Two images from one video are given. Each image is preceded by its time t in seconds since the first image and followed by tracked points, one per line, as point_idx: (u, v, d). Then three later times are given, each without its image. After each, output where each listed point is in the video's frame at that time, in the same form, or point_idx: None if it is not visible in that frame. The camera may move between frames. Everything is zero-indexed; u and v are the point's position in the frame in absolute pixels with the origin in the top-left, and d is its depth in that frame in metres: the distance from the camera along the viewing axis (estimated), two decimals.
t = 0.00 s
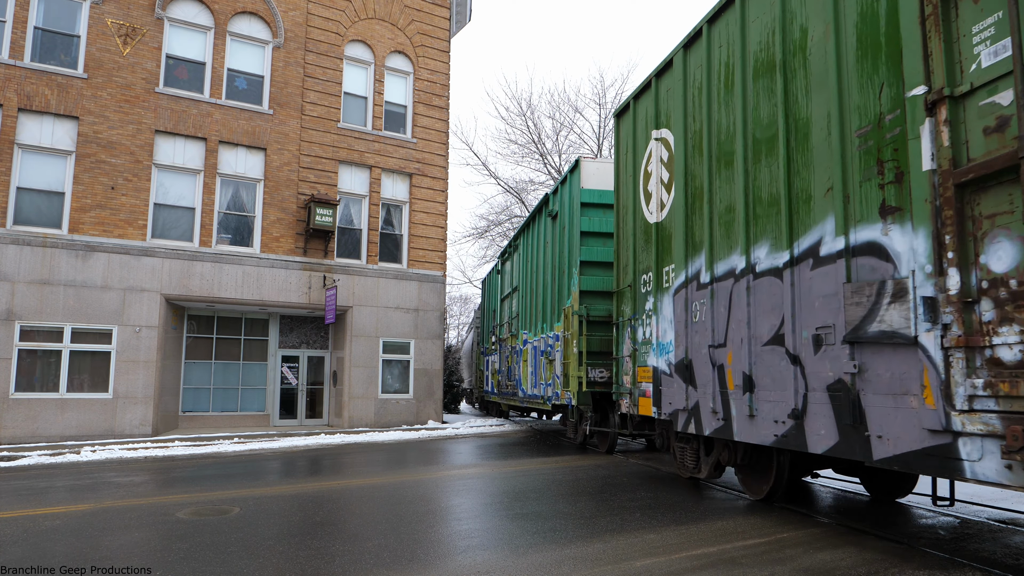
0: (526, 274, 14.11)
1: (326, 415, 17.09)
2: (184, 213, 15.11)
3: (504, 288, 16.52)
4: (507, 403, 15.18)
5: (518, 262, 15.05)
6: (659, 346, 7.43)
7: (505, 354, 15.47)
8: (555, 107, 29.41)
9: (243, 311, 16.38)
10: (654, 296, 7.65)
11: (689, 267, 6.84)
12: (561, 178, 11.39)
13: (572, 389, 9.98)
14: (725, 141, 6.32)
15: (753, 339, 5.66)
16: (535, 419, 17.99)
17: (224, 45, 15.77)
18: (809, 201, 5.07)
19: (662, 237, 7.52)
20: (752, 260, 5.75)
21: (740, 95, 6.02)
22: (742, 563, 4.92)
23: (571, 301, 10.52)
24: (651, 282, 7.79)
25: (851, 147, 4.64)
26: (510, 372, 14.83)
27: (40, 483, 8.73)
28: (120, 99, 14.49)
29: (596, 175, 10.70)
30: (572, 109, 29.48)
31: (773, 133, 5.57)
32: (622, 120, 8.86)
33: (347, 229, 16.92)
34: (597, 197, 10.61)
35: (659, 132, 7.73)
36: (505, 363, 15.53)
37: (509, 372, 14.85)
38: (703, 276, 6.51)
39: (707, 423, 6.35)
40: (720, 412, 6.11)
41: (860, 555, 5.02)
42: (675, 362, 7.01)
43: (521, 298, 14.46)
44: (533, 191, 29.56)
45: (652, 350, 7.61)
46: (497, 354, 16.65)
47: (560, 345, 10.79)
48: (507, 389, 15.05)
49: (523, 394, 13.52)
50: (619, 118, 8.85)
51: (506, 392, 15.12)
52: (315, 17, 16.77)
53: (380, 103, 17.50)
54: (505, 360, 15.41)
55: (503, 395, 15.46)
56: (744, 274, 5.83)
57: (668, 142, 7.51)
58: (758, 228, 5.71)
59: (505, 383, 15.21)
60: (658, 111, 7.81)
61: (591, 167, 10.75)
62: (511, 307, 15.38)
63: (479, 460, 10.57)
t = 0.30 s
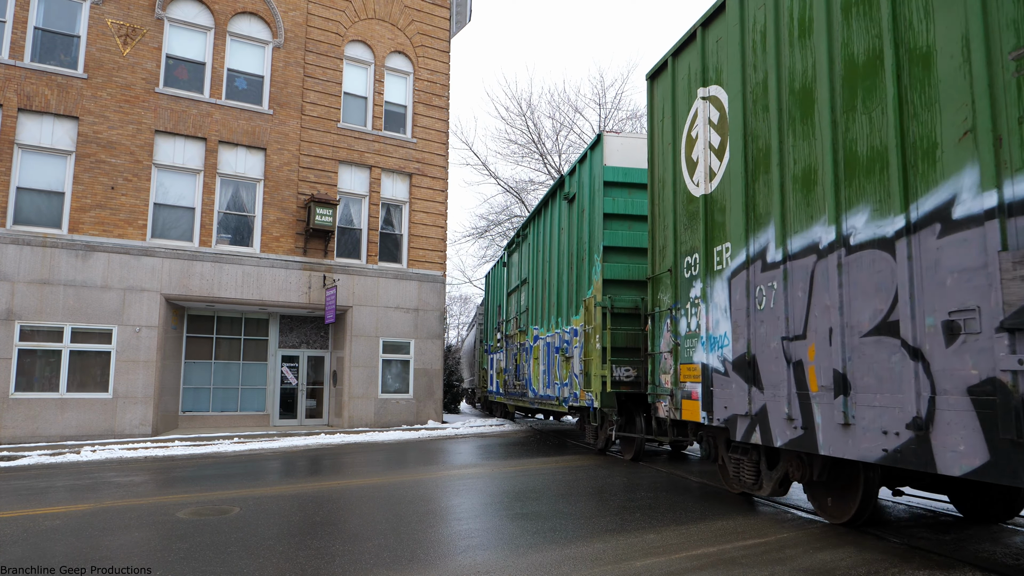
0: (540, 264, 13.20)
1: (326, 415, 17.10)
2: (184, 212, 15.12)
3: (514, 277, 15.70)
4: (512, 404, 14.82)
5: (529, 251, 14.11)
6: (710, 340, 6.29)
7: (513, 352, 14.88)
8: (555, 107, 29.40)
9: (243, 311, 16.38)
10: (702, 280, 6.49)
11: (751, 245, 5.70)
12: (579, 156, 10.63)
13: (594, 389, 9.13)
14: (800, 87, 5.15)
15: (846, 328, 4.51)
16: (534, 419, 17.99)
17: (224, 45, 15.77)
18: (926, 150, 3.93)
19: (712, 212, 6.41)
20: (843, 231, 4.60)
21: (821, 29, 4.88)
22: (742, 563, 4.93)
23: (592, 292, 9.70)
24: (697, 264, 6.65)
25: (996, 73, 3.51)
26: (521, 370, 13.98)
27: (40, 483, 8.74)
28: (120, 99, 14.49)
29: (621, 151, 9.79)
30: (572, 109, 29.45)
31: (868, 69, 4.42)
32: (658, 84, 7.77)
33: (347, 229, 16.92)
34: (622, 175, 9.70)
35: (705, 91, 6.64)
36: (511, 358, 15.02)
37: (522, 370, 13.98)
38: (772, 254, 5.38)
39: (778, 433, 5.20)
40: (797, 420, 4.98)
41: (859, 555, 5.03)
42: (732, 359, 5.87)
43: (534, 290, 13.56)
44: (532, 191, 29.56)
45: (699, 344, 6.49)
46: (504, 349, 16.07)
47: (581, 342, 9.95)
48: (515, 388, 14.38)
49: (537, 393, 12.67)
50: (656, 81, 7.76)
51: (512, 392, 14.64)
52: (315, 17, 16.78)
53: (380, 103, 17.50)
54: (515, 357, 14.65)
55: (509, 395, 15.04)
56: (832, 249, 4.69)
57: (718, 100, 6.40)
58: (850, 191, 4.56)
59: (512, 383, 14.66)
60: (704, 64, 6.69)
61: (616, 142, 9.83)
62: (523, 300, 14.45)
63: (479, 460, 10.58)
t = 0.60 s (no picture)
0: (553, 252, 12.26)
1: (326, 415, 17.09)
2: (184, 212, 15.11)
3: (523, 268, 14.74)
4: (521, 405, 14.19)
5: (542, 240, 13.12)
6: (784, 330, 5.29)
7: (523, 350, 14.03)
8: (555, 107, 29.39)
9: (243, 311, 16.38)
10: (773, 259, 5.46)
11: (844, 212, 4.69)
12: (604, 129, 9.68)
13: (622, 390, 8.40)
14: (917, 7, 4.10)
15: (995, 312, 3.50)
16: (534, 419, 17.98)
17: (224, 45, 15.77)
18: None
19: (785, 177, 5.42)
20: (988, 186, 3.58)
21: None
22: (742, 563, 4.92)
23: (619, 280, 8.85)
24: (764, 240, 5.64)
25: None
26: (533, 369, 13.12)
27: (40, 483, 8.73)
28: (120, 99, 14.49)
29: (651, 121, 8.87)
30: (572, 109, 29.43)
31: None
32: (709, 35, 6.80)
33: (347, 229, 16.92)
34: (654, 149, 8.77)
35: (773, 34, 5.64)
36: (520, 354, 14.19)
37: (534, 368, 13.09)
38: (876, 222, 4.37)
39: (891, 445, 4.19)
40: (915, 429, 4.00)
41: (859, 555, 5.03)
42: (817, 354, 4.89)
43: (546, 281, 12.64)
44: (532, 191, 29.54)
45: (767, 336, 5.51)
46: (511, 346, 15.22)
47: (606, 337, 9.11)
48: (526, 389, 13.60)
49: (551, 392, 11.80)
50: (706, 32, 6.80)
51: (522, 392, 13.95)
52: (315, 17, 16.77)
53: (380, 103, 17.50)
54: (526, 354, 13.75)
55: (518, 395, 14.38)
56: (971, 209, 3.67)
57: (791, 43, 5.40)
58: (1001, 132, 3.52)
59: (522, 383, 13.91)
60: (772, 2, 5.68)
61: (645, 112, 8.91)
62: (535, 292, 13.44)
63: (479, 460, 10.57)
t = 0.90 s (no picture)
0: (570, 238, 11.27)
1: (326, 415, 17.09)
2: (184, 212, 15.12)
3: (535, 258, 13.70)
4: (532, 405, 13.20)
5: (557, 225, 12.12)
6: (898, 316, 4.20)
7: (535, 346, 12.98)
8: (555, 107, 29.39)
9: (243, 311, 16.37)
10: (881, 227, 4.39)
11: (994, 159, 3.64)
12: (634, 96, 8.67)
13: (660, 390, 7.46)
14: None
15: None
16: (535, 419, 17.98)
17: (224, 45, 15.76)
18: None
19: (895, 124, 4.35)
20: None
21: None
22: (742, 563, 4.92)
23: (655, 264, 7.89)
24: (864, 203, 4.59)
25: None
26: (547, 366, 12.12)
27: (40, 483, 8.73)
28: (120, 99, 14.49)
29: (691, 83, 7.84)
30: (572, 109, 29.41)
31: None
32: None
33: (347, 229, 16.91)
34: (694, 115, 7.77)
35: None
36: (532, 350, 13.15)
37: (547, 366, 12.09)
38: None
39: None
40: None
41: (859, 555, 5.03)
42: (953, 345, 3.81)
43: (562, 270, 11.66)
44: (532, 190, 29.54)
45: (873, 323, 4.43)
46: (522, 343, 14.21)
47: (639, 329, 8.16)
48: (539, 389, 12.58)
49: (569, 393, 10.80)
50: None
51: (533, 393, 12.93)
52: (315, 17, 16.77)
53: (380, 103, 17.49)
54: (538, 350, 12.72)
55: (528, 396, 13.42)
56: None
57: None
58: None
59: (534, 382, 12.89)
60: None
61: (684, 72, 7.86)
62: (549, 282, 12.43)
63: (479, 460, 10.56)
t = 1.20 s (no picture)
0: (590, 222, 10.07)
1: (326, 415, 17.10)
2: (184, 212, 15.12)
3: (547, 247, 12.49)
4: (545, 407, 12.01)
5: (573, 209, 10.90)
6: None
7: (549, 343, 11.74)
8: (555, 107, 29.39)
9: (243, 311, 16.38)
10: None
11: None
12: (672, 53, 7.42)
13: (713, 391, 6.24)
14: None
15: None
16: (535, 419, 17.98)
17: (224, 45, 15.76)
18: None
19: None
20: None
21: None
22: (742, 563, 4.92)
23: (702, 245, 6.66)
24: None
25: None
26: (563, 366, 10.92)
27: (40, 483, 8.73)
28: (120, 99, 14.49)
29: (745, 31, 6.58)
30: (572, 109, 29.41)
31: None
32: None
33: (347, 229, 16.91)
34: (750, 69, 6.54)
35: None
36: (545, 346, 11.93)
37: (564, 365, 10.88)
38: None
39: None
40: None
41: (859, 555, 5.03)
42: None
43: (579, 259, 10.44)
44: (532, 190, 29.54)
45: None
46: (533, 340, 13.03)
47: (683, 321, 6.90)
48: (553, 390, 11.39)
49: (591, 395, 9.58)
50: None
51: (547, 394, 11.76)
52: (315, 17, 16.77)
53: (380, 103, 17.50)
54: (552, 348, 11.52)
55: (541, 398, 12.23)
56: None
57: None
58: None
59: (548, 383, 11.70)
60: None
61: (736, 20, 6.60)
62: (563, 273, 11.23)
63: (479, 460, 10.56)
